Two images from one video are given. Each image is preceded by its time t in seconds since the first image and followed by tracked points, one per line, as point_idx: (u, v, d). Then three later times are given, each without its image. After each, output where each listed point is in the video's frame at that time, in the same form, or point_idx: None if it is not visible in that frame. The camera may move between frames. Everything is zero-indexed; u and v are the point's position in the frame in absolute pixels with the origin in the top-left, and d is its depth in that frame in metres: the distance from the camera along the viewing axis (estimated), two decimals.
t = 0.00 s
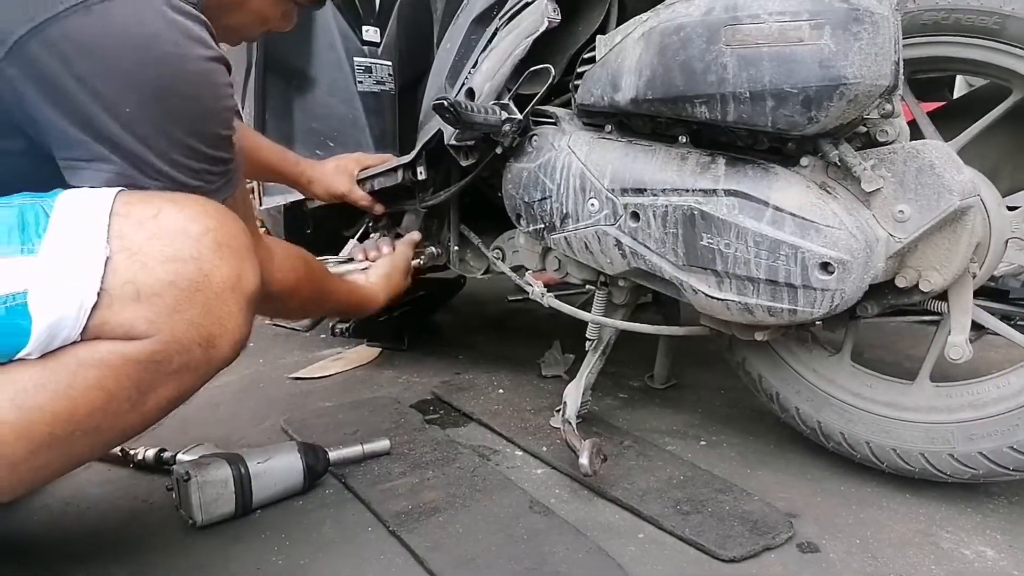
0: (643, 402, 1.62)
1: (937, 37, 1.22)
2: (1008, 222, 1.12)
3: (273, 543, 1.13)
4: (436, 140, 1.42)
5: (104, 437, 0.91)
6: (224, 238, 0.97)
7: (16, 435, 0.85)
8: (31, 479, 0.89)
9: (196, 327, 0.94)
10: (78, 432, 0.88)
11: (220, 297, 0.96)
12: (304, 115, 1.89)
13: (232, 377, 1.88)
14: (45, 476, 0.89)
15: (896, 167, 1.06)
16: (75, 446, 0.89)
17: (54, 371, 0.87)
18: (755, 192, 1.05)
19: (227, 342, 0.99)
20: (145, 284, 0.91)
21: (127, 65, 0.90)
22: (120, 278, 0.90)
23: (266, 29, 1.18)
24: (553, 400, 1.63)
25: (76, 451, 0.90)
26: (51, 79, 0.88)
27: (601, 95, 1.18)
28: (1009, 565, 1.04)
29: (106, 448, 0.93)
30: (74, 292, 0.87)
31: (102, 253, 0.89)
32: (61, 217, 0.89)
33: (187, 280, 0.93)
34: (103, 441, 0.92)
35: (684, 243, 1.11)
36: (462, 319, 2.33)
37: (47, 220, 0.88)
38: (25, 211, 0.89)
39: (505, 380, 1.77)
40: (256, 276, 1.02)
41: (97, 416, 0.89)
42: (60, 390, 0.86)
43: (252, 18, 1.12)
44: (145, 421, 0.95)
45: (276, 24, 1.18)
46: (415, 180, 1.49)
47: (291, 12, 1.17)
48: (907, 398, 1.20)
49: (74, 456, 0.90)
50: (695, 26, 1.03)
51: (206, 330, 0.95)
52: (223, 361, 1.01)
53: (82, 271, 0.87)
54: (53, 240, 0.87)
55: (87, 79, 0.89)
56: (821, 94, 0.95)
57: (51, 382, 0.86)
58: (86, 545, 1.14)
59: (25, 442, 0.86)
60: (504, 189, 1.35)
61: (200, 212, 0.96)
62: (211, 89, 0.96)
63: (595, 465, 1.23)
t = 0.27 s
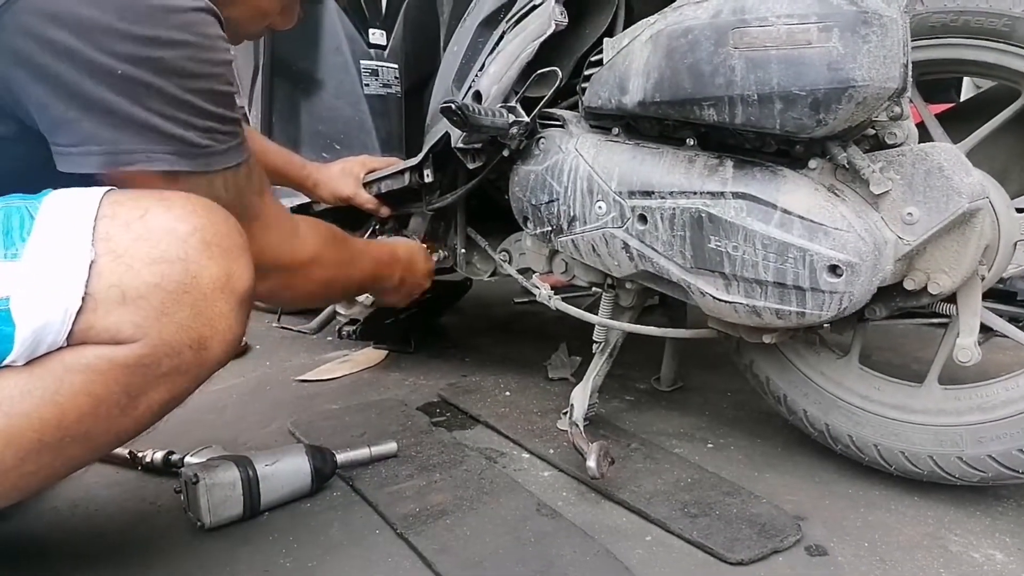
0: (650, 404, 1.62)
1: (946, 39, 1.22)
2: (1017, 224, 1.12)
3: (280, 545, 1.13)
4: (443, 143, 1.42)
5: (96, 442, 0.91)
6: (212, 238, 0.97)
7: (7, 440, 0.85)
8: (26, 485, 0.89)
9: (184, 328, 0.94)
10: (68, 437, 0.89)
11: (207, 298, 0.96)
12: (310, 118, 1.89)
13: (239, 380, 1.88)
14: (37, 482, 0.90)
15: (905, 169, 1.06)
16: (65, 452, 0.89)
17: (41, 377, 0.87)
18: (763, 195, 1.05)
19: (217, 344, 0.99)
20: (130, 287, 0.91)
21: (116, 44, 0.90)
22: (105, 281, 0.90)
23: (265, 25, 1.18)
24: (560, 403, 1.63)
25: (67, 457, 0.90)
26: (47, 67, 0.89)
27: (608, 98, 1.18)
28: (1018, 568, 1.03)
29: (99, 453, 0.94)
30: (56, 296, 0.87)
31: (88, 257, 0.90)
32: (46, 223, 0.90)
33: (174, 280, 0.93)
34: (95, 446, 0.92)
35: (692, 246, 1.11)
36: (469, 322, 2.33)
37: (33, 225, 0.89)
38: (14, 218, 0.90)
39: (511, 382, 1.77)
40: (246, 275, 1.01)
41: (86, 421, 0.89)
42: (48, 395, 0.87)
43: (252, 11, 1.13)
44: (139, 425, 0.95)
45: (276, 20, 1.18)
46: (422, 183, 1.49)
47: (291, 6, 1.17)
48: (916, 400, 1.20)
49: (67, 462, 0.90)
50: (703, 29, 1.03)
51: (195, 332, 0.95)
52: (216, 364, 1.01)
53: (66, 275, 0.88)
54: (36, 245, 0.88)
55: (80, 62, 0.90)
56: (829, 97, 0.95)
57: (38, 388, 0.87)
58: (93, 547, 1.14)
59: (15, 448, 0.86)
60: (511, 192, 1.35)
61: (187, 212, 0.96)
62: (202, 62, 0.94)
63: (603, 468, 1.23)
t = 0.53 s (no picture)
0: (646, 408, 1.62)
1: (939, 46, 1.23)
2: (1010, 230, 1.12)
3: (276, 549, 1.13)
4: (440, 147, 1.42)
5: (106, 445, 0.92)
6: (226, 247, 0.98)
7: (17, 443, 0.86)
8: (34, 487, 0.89)
9: (196, 335, 0.94)
10: (78, 440, 0.89)
11: (221, 306, 0.97)
12: (308, 121, 1.90)
13: (235, 383, 1.88)
14: (47, 484, 0.90)
15: (899, 176, 1.06)
16: (77, 454, 0.90)
17: (56, 380, 0.88)
18: (758, 201, 1.06)
19: (228, 351, 0.99)
20: (147, 293, 0.92)
21: (114, 48, 0.88)
22: (121, 286, 0.91)
23: (282, 49, 1.16)
24: (555, 406, 1.63)
25: (78, 459, 0.90)
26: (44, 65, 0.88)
27: (604, 104, 1.18)
28: (1011, 572, 1.04)
29: (108, 457, 0.94)
30: (74, 301, 0.88)
31: (105, 261, 0.91)
32: (63, 227, 0.90)
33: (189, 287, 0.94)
34: (105, 449, 0.92)
35: (687, 251, 1.11)
36: (464, 325, 2.33)
37: (49, 228, 0.90)
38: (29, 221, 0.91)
39: (507, 386, 1.77)
40: (258, 284, 1.02)
41: (97, 424, 0.89)
42: (61, 398, 0.87)
43: (267, 35, 1.11)
44: (148, 430, 0.95)
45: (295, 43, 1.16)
46: (418, 187, 1.49)
47: (308, 30, 1.13)
48: (909, 405, 1.20)
49: (77, 464, 0.91)
50: (699, 35, 1.03)
51: (207, 338, 0.96)
52: (226, 371, 1.01)
53: (84, 280, 0.89)
54: (55, 249, 0.88)
55: (77, 63, 0.88)
56: (824, 103, 0.96)
57: (52, 390, 0.87)
58: (89, 550, 1.14)
59: (26, 450, 0.86)
60: (508, 196, 1.36)
61: (203, 221, 0.98)
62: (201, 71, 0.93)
63: (598, 471, 1.24)
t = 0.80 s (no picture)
0: (643, 405, 1.62)
1: (937, 43, 1.23)
2: (1006, 227, 1.12)
3: (273, 545, 1.13)
4: (437, 144, 1.42)
5: (108, 448, 0.91)
6: (234, 252, 0.98)
7: (17, 446, 0.84)
8: (37, 489, 0.89)
9: (203, 340, 0.94)
10: (81, 444, 0.88)
11: (228, 312, 0.96)
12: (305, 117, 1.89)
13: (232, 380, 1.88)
14: (50, 486, 0.89)
15: (896, 173, 1.06)
16: (79, 456, 0.89)
17: (61, 383, 0.87)
18: (755, 197, 1.06)
19: (233, 357, 0.99)
20: (154, 297, 0.91)
21: (140, 72, 0.88)
22: (129, 290, 0.90)
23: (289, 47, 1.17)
24: (553, 403, 1.63)
25: (81, 461, 0.90)
26: (62, 75, 0.87)
27: (601, 100, 1.18)
28: (1007, 568, 1.04)
29: (110, 460, 0.93)
30: (82, 305, 0.87)
31: (113, 265, 0.90)
32: (72, 230, 0.90)
33: (198, 293, 0.93)
34: (108, 452, 0.91)
35: (684, 248, 1.11)
36: (462, 322, 2.33)
37: (59, 231, 0.89)
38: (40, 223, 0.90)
39: (505, 382, 1.77)
40: (263, 289, 1.02)
41: (100, 428, 0.89)
42: (65, 401, 0.86)
43: (273, 33, 1.11)
44: (151, 433, 0.94)
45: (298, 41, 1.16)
46: (416, 183, 1.49)
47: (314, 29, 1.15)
48: (906, 402, 1.20)
49: (80, 467, 0.90)
50: (696, 31, 1.03)
51: (214, 344, 0.95)
52: (229, 376, 1.00)
53: (93, 284, 0.88)
54: (64, 252, 0.88)
55: (99, 81, 0.88)
56: (821, 99, 0.96)
57: (57, 393, 0.86)
58: (86, 547, 1.14)
59: (30, 453, 0.85)
60: (505, 193, 1.36)
61: (212, 225, 0.97)
62: (221, 97, 0.94)
63: (595, 468, 1.24)
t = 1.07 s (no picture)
0: (648, 403, 1.62)
1: (944, 39, 1.22)
2: (1013, 224, 1.12)
3: (278, 544, 1.13)
4: (441, 141, 1.42)
5: (114, 450, 0.92)
6: (239, 251, 0.96)
7: (25, 448, 0.86)
8: (45, 489, 0.91)
9: (207, 341, 0.93)
10: (87, 445, 0.89)
11: (232, 312, 0.96)
12: (308, 116, 1.89)
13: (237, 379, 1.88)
14: (57, 485, 0.91)
15: (903, 169, 1.06)
16: (85, 458, 0.90)
17: (66, 385, 0.88)
18: (761, 195, 1.05)
19: (239, 357, 0.98)
20: (158, 299, 0.91)
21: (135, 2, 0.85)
22: (133, 292, 0.90)
23: (275, 33, 1.18)
24: (558, 401, 1.63)
25: (87, 462, 0.91)
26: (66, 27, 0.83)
27: (606, 97, 1.18)
28: (1014, 566, 1.04)
29: (117, 460, 0.94)
30: (85, 307, 0.87)
31: (116, 266, 0.89)
32: (75, 231, 0.90)
33: (201, 294, 0.93)
34: (115, 453, 0.92)
35: (689, 245, 1.11)
36: (466, 320, 2.33)
37: (61, 232, 0.89)
38: (42, 223, 0.90)
39: (509, 381, 1.77)
40: (268, 289, 1.00)
41: (106, 430, 0.90)
42: (70, 403, 0.87)
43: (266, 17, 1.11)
44: (157, 434, 0.95)
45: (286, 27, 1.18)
46: (420, 181, 1.50)
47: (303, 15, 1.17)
48: (912, 399, 1.20)
49: (86, 467, 0.91)
50: (702, 28, 1.03)
51: (218, 345, 0.95)
52: (235, 376, 1.00)
53: (95, 286, 0.88)
54: (67, 253, 0.88)
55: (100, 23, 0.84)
56: (827, 96, 0.95)
57: (62, 396, 0.87)
58: (92, 546, 1.14)
59: (35, 455, 0.87)
60: (509, 191, 1.35)
61: (217, 224, 0.95)
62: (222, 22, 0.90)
63: (600, 466, 1.24)
